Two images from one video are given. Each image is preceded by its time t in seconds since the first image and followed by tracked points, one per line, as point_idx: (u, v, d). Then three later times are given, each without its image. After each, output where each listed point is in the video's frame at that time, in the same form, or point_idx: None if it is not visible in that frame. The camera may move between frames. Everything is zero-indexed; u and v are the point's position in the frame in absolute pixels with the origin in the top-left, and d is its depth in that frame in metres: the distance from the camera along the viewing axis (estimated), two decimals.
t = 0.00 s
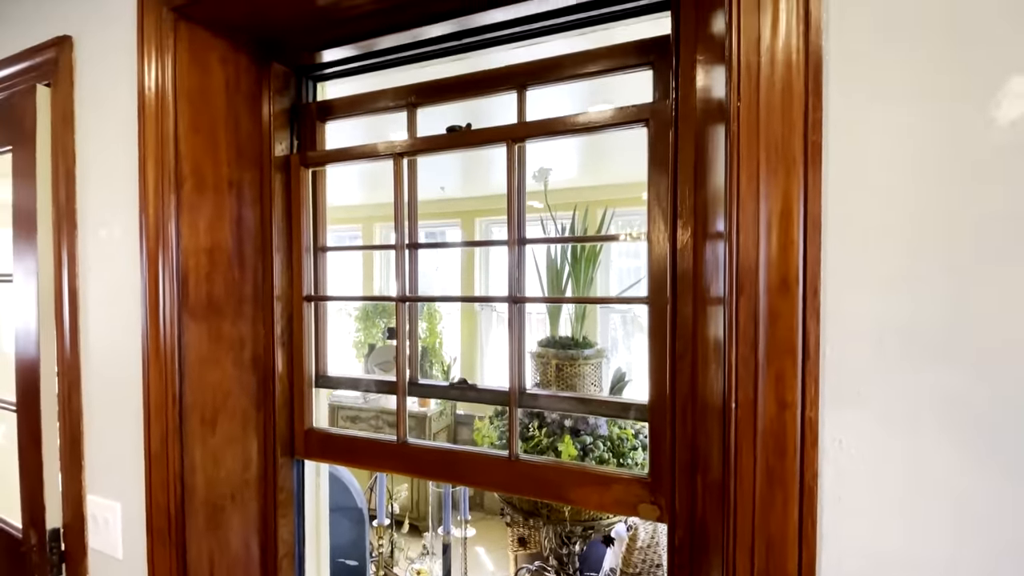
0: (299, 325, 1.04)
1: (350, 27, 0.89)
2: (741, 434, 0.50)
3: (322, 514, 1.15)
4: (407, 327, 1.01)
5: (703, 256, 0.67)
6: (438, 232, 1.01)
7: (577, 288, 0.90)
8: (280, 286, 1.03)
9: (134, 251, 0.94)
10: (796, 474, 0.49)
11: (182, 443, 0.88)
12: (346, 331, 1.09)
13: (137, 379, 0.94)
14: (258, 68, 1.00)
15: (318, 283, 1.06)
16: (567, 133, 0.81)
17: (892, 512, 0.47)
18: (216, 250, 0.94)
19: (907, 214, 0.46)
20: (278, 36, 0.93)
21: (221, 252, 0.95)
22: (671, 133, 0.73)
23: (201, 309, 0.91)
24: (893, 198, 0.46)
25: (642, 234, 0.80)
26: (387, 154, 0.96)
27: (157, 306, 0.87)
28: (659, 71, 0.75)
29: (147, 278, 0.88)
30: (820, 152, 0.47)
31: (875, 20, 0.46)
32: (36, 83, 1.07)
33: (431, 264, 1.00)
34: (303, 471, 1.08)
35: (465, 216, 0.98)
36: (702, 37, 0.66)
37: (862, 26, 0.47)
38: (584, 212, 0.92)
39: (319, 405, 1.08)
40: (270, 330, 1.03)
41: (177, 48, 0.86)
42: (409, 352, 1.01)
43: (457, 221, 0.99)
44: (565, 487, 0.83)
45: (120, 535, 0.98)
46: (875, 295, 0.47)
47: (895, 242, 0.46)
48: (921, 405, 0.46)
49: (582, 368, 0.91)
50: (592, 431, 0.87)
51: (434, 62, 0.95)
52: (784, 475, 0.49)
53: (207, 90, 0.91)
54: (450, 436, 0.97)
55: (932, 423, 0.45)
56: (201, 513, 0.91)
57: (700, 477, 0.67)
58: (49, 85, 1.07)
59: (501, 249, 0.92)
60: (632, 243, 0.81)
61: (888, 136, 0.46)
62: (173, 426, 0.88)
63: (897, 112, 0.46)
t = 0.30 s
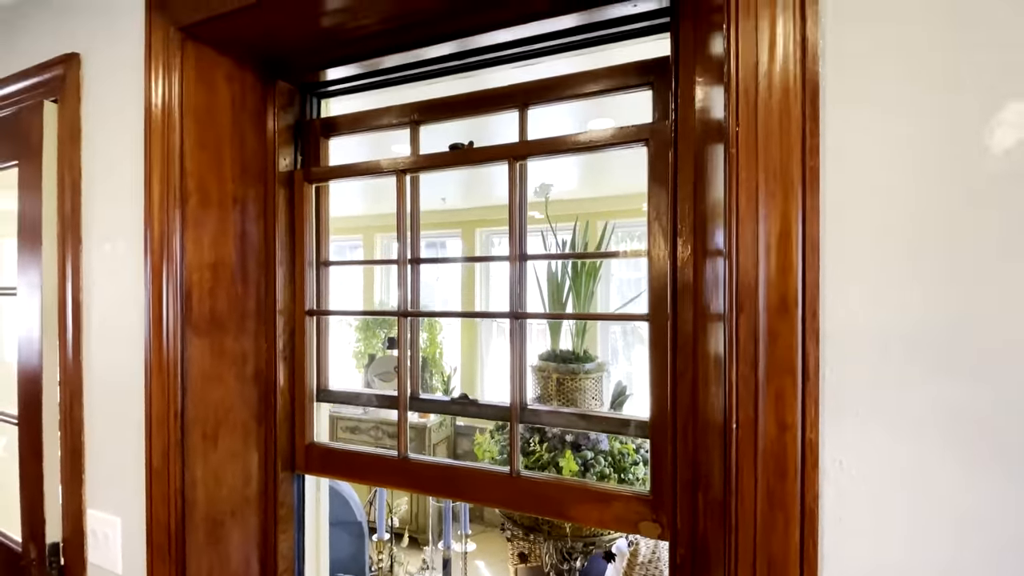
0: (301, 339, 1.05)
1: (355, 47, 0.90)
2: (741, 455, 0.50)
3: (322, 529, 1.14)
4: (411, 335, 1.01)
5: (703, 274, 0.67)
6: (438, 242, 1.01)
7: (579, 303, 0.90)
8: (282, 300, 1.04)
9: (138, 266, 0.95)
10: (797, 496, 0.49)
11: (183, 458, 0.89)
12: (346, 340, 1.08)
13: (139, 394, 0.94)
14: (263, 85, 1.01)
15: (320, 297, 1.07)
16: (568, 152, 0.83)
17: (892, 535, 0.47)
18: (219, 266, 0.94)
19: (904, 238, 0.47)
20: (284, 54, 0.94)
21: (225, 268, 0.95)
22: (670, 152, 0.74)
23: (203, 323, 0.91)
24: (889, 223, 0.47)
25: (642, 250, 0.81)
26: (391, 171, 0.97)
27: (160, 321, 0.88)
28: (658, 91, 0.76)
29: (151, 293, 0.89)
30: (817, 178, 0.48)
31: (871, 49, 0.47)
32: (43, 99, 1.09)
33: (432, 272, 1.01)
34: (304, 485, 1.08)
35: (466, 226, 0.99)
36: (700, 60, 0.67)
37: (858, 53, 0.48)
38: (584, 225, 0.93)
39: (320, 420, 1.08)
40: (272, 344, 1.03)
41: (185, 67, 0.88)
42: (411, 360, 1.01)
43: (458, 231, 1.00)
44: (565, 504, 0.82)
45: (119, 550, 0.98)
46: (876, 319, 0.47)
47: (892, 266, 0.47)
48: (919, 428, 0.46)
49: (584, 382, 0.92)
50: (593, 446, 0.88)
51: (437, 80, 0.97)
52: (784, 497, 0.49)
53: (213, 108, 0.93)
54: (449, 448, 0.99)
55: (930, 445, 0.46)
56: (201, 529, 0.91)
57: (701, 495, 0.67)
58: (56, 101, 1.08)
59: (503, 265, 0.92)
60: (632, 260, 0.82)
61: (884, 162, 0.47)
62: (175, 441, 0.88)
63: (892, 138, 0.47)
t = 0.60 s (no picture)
0: (302, 352, 1.05)
1: (359, 64, 0.91)
2: (741, 474, 0.51)
3: (322, 542, 1.14)
4: (412, 345, 1.02)
5: (703, 290, 0.68)
6: (438, 252, 1.03)
7: (579, 314, 0.91)
8: (284, 313, 1.04)
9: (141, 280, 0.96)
10: (796, 515, 0.49)
11: (184, 472, 0.89)
12: (346, 350, 1.08)
13: (141, 407, 0.94)
14: (268, 101, 1.03)
15: (321, 311, 1.07)
16: (569, 168, 0.84)
17: (892, 554, 0.47)
18: (223, 280, 0.95)
19: (900, 258, 0.47)
20: (289, 71, 0.96)
21: (228, 282, 0.96)
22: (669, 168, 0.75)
23: (206, 336, 0.92)
24: (884, 243, 0.48)
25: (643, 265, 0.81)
26: (394, 186, 0.99)
27: (163, 334, 0.88)
28: (658, 110, 0.78)
29: (155, 307, 0.89)
30: (813, 201, 0.49)
31: (865, 71, 0.48)
32: (50, 114, 1.10)
33: (433, 281, 1.01)
34: (304, 499, 1.08)
35: (467, 236, 1.01)
36: (698, 80, 0.68)
37: (853, 76, 0.49)
38: (585, 238, 0.95)
39: (320, 433, 1.08)
40: (274, 357, 1.04)
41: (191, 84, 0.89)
42: (411, 372, 1.01)
43: (458, 241, 1.02)
44: (565, 519, 0.82)
45: (119, 564, 0.97)
46: (873, 337, 0.48)
47: (888, 285, 0.48)
48: (916, 447, 0.47)
49: (584, 396, 0.93)
50: (594, 460, 0.88)
51: (439, 97, 0.98)
52: (784, 516, 0.49)
53: (218, 124, 0.94)
54: (449, 458, 1.01)
55: (928, 464, 0.46)
56: (201, 543, 0.91)
57: (701, 512, 0.68)
58: (62, 116, 1.10)
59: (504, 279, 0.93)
60: (632, 275, 0.83)
61: (879, 183, 0.48)
62: (176, 455, 0.88)
63: (887, 160, 0.48)
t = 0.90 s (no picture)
0: (304, 365, 1.06)
1: (361, 81, 0.93)
2: (741, 493, 0.51)
3: (321, 557, 1.14)
4: (412, 354, 1.02)
5: (702, 307, 0.68)
6: (439, 261, 1.07)
7: (578, 325, 0.95)
8: (286, 326, 1.05)
9: (144, 292, 0.96)
10: (795, 534, 0.49)
11: (184, 486, 0.88)
12: (346, 360, 1.10)
13: (142, 418, 0.94)
14: (272, 116, 1.04)
15: (323, 325, 1.08)
16: (569, 185, 0.84)
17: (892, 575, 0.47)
18: (225, 294, 0.95)
19: (896, 276, 0.48)
20: (293, 88, 0.97)
21: (230, 296, 0.96)
22: (667, 186, 0.76)
23: (208, 350, 0.92)
24: (881, 259, 0.48)
25: (642, 283, 0.82)
26: (396, 201, 0.99)
27: (165, 347, 0.89)
28: (657, 128, 0.79)
29: (156, 321, 0.89)
30: (810, 225, 0.50)
31: (861, 92, 0.49)
32: (56, 127, 1.12)
33: (433, 293, 1.02)
34: (303, 512, 1.08)
35: (468, 245, 1.06)
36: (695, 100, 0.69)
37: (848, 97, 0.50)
38: (584, 251, 0.98)
39: (320, 446, 1.09)
40: (274, 371, 1.04)
41: (195, 101, 0.90)
42: (411, 381, 1.01)
43: (458, 250, 1.06)
44: (565, 535, 0.82)
45: None
46: (869, 356, 0.48)
47: (885, 303, 0.48)
48: (914, 467, 0.47)
49: (584, 409, 0.94)
50: (595, 475, 0.90)
51: (441, 113, 0.99)
52: (784, 535, 0.49)
53: (222, 139, 0.95)
54: (447, 469, 1.07)
55: (926, 484, 0.46)
56: (199, 558, 0.90)
57: (701, 529, 0.68)
58: (68, 130, 1.11)
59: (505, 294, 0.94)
60: (632, 290, 0.84)
61: (875, 203, 0.49)
62: (176, 469, 0.88)
63: (882, 180, 0.48)
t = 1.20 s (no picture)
0: (304, 376, 1.06)
1: (364, 96, 0.94)
2: (742, 512, 0.51)
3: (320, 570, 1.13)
4: (412, 364, 1.02)
5: (702, 322, 0.68)
6: (438, 270, 1.07)
7: (579, 336, 0.95)
8: (287, 337, 1.05)
9: (145, 304, 0.96)
10: (797, 553, 0.49)
11: (184, 499, 0.88)
12: (346, 369, 1.11)
13: (142, 430, 0.94)
14: (275, 130, 1.05)
15: (324, 337, 1.09)
16: (570, 200, 0.85)
17: None
18: (226, 306, 0.96)
19: (896, 289, 0.48)
20: (296, 102, 0.98)
21: (231, 308, 0.97)
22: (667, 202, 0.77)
23: (208, 362, 0.92)
24: (881, 272, 0.49)
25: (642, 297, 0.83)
26: (398, 214, 1.00)
27: (166, 359, 0.89)
28: (657, 145, 0.79)
29: (158, 333, 0.89)
30: (810, 243, 0.50)
31: (859, 105, 0.50)
32: (60, 140, 1.13)
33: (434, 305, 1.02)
34: (302, 525, 1.08)
35: (467, 254, 1.06)
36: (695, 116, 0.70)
37: (846, 119, 0.50)
38: (585, 262, 0.97)
39: (320, 459, 1.09)
40: (274, 382, 1.04)
41: (199, 116, 0.91)
42: (411, 390, 1.02)
43: (458, 259, 1.07)
44: (565, 550, 0.82)
45: None
46: (869, 372, 0.49)
47: (885, 317, 0.48)
48: (915, 487, 0.47)
49: (584, 422, 0.93)
50: (595, 488, 0.89)
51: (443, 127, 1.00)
52: (786, 555, 0.49)
53: (225, 153, 0.95)
54: (446, 480, 1.00)
55: (926, 503, 0.46)
56: (198, 572, 0.90)
57: (702, 545, 0.67)
58: (72, 142, 1.12)
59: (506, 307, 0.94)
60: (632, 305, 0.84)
61: (874, 216, 0.49)
62: (175, 482, 0.88)
63: (882, 190, 0.49)
